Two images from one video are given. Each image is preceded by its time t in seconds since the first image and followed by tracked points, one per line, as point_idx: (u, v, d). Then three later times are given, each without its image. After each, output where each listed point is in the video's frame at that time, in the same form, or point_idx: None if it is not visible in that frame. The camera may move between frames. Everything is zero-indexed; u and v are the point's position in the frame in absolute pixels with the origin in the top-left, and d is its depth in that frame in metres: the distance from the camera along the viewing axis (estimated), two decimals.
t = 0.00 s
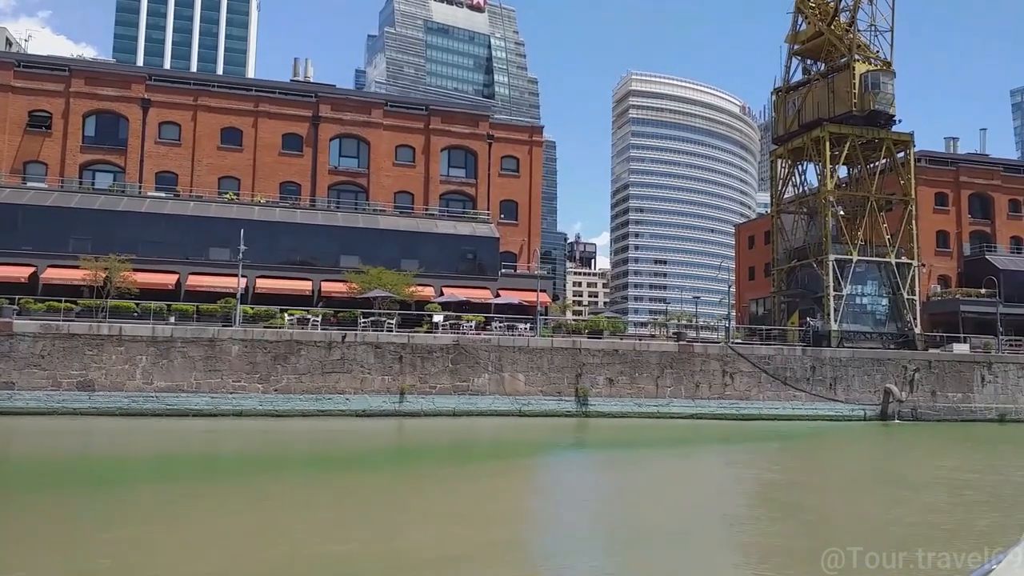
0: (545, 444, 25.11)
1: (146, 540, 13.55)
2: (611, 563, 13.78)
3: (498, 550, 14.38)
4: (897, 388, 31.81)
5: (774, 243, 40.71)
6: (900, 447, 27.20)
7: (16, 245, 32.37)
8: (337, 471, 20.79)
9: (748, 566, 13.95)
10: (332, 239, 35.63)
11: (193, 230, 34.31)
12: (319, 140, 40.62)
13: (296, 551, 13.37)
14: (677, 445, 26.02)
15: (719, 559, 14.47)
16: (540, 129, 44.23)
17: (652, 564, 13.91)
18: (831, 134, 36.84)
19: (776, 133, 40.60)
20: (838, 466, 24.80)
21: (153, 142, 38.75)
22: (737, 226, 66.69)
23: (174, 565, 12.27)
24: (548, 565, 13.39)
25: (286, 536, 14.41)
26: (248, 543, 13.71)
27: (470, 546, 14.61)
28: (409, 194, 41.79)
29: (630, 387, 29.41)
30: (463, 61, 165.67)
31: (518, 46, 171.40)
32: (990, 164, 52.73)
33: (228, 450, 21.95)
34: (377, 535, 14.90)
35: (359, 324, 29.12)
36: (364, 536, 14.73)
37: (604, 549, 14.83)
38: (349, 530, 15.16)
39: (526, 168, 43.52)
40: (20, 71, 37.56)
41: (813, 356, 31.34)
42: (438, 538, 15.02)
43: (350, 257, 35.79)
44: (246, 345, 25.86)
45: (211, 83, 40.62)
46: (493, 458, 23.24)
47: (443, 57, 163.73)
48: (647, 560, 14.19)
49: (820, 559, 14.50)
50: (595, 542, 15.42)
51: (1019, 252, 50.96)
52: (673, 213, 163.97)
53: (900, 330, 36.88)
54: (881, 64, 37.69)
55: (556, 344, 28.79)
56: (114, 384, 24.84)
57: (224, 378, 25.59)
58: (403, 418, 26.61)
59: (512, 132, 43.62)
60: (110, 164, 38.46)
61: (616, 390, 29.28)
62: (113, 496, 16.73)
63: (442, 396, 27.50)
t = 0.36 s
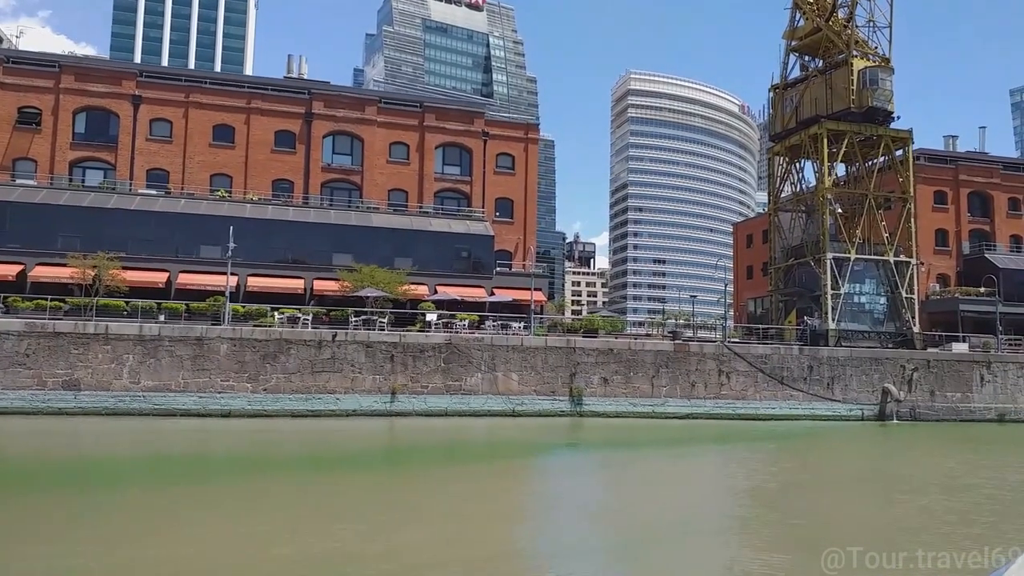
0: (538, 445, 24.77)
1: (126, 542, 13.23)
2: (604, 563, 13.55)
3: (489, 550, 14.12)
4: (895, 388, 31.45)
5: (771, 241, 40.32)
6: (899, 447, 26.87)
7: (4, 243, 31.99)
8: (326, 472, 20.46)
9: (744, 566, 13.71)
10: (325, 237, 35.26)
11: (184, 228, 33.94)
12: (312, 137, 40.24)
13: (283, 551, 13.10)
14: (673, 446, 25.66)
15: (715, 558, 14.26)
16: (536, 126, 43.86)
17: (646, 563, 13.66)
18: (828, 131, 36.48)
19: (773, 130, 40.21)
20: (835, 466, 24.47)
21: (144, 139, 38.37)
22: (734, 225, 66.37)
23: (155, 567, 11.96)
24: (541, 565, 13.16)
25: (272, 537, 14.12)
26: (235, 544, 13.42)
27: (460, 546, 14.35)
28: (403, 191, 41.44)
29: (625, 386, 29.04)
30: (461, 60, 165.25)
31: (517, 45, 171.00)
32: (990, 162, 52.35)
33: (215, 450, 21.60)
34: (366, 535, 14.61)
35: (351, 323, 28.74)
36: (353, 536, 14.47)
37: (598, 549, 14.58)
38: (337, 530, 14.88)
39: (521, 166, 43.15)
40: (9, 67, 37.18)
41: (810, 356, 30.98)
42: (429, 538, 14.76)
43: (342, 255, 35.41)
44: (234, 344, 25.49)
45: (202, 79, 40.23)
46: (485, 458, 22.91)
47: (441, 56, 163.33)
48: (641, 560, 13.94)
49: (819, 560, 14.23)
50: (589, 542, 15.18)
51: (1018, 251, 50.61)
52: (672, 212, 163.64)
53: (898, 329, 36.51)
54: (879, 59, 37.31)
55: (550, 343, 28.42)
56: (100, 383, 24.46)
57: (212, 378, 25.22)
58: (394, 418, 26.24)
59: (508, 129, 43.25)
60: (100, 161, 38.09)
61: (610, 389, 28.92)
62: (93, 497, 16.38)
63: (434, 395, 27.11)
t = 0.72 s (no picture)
0: (532, 447, 24.48)
1: (110, 545, 12.96)
2: (597, 565, 13.32)
3: (481, 553, 13.89)
4: (893, 389, 31.15)
5: (769, 241, 39.99)
6: (898, 449, 26.60)
7: None
8: (316, 474, 20.17)
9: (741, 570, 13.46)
10: (319, 237, 34.95)
11: (176, 228, 33.63)
12: (305, 136, 39.92)
13: (271, 554, 12.88)
14: (669, 448, 25.36)
15: (710, 561, 14.05)
16: (532, 125, 43.55)
17: (640, 565, 13.44)
18: (826, 130, 36.20)
19: (771, 129, 39.90)
20: (834, 468, 24.18)
21: (136, 138, 38.05)
22: (732, 225, 66.07)
23: (140, 571, 11.71)
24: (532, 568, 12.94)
25: (257, 540, 13.87)
26: (222, 547, 13.18)
27: (451, 548, 14.13)
28: (397, 191, 41.13)
29: (620, 387, 28.72)
30: (460, 61, 164.97)
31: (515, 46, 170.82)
32: (989, 162, 52.08)
33: (203, 452, 21.29)
34: (356, 539, 14.37)
35: (343, 323, 28.43)
36: (343, 539, 14.25)
37: (591, 552, 14.37)
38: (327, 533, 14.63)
39: (517, 166, 42.88)
40: None
41: (808, 357, 30.65)
42: (420, 541, 14.51)
43: (336, 255, 35.10)
44: (224, 344, 25.17)
45: (195, 78, 39.92)
46: (478, 460, 22.63)
47: (440, 57, 163.11)
48: (634, 562, 13.73)
49: (818, 560, 14.08)
50: (583, 544, 14.97)
51: (1018, 251, 50.33)
52: (671, 213, 163.36)
53: (897, 330, 36.19)
54: (877, 58, 37.03)
55: (544, 344, 28.09)
56: (88, 385, 24.11)
57: (201, 379, 24.89)
58: (386, 420, 25.90)
59: (503, 128, 42.94)
60: (92, 160, 37.78)
61: (606, 390, 28.60)
62: (77, 499, 16.07)
63: (427, 397, 26.77)
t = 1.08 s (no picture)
0: (526, 448, 24.14)
1: (93, 548, 12.66)
2: (589, 569, 13.02)
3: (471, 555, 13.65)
4: (893, 390, 30.78)
5: (767, 240, 39.62)
6: (897, 450, 26.28)
7: None
8: (306, 476, 19.86)
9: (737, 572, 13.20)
10: (312, 236, 34.58)
11: (168, 227, 33.27)
12: (299, 134, 39.57)
13: (258, 557, 12.63)
14: (665, 450, 25.00)
15: (705, 562, 13.78)
16: (528, 124, 43.20)
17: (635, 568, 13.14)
18: (825, 128, 35.80)
19: (769, 127, 39.52)
20: (833, 470, 23.85)
21: (128, 136, 37.70)
22: (731, 225, 65.68)
23: (126, 573, 11.48)
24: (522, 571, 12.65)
25: (246, 542, 13.64)
26: (210, 549, 12.99)
27: (442, 550, 13.88)
28: (392, 190, 40.78)
29: (616, 388, 28.36)
30: (459, 61, 164.60)
31: (514, 46, 170.54)
32: (989, 160, 51.73)
33: (191, 454, 20.94)
34: (346, 540, 14.16)
35: (334, 323, 28.08)
36: (332, 540, 14.04)
37: (583, 554, 14.08)
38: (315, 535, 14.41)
39: (513, 164, 42.50)
40: None
41: (807, 357, 30.27)
42: (411, 542, 14.30)
43: (330, 255, 34.75)
44: (213, 345, 24.82)
45: (187, 75, 39.55)
46: (471, 462, 22.29)
47: (439, 56, 162.78)
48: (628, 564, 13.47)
49: (818, 559, 13.94)
50: (576, 546, 14.70)
51: (1018, 250, 49.97)
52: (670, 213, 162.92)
53: (896, 331, 35.81)
54: (876, 55, 36.66)
55: (539, 344, 27.72)
56: (74, 385, 23.74)
57: (190, 380, 24.52)
58: (378, 422, 25.52)
59: (499, 126, 42.56)
60: (83, 159, 37.43)
61: (601, 391, 28.23)
62: (58, 502, 15.75)
63: (420, 398, 26.40)
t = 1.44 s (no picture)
0: (518, 449, 23.82)
1: (74, 550, 12.40)
2: (584, 570, 12.79)
3: (464, 555, 13.50)
4: (890, 390, 30.44)
5: (763, 239, 39.32)
6: (894, 450, 26.00)
7: None
8: (294, 477, 19.55)
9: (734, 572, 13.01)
10: (303, 235, 34.20)
11: (157, 226, 32.92)
12: (290, 132, 39.22)
13: (250, 557, 12.51)
14: (660, 451, 24.66)
15: (702, 562, 13.62)
16: (523, 122, 42.86)
17: (629, 569, 12.94)
18: (821, 125, 35.40)
19: (765, 125, 39.19)
20: (829, 470, 23.56)
21: (117, 134, 37.33)
22: (728, 225, 65.28)
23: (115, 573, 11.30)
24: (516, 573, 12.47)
25: (236, 542, 13.46)
26: (198, 549, 12.82)
27: (433, 551, 13.70)
28: (385, 188, 40.39)
29: (609, 388, 28.02)
30: (456, 60, 164.19)
31: (512, 45, 170.22)
32: (988, 158, 51.41)
33: (176, 455, 20.63)
34: (343, 539, 14.07)
35: (324, 323, 27.73)
36: (326, 541, 13.88)
37: (579, 555, 13.89)
38: (305, 535, 14.31)
39: (507, 162, 42.14)
40: None
41: (803, 357, 29.93)
42: (400, 542, 14.15)
43: (321, 254, 34.35)
44: (200, 345, 24.46)
45: (178, 73, 39.18)
46: (462, 463, 21.98)
47: (436, 55, 162.30)
48: (626, 564, 13.30)
49: (817, 559, 13.83)
50: (571, 546, 14.51)
51: (1016, 249, 49.68)
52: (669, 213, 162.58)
53: (893, 330, 35.47)
54: (873, 52, 36.35)
55: (531, 344, 27.37)
56: (58, 386, 23.38)
57: (176, 380, 24.16)
58: (367, 423, 25.15)
59: (493, 124, 42.22)
60: (72, 157, 37.06)
61: (594, 391, 27.89)
62: (39, 503, 15.45)
63: (410, 398, 26.03)
